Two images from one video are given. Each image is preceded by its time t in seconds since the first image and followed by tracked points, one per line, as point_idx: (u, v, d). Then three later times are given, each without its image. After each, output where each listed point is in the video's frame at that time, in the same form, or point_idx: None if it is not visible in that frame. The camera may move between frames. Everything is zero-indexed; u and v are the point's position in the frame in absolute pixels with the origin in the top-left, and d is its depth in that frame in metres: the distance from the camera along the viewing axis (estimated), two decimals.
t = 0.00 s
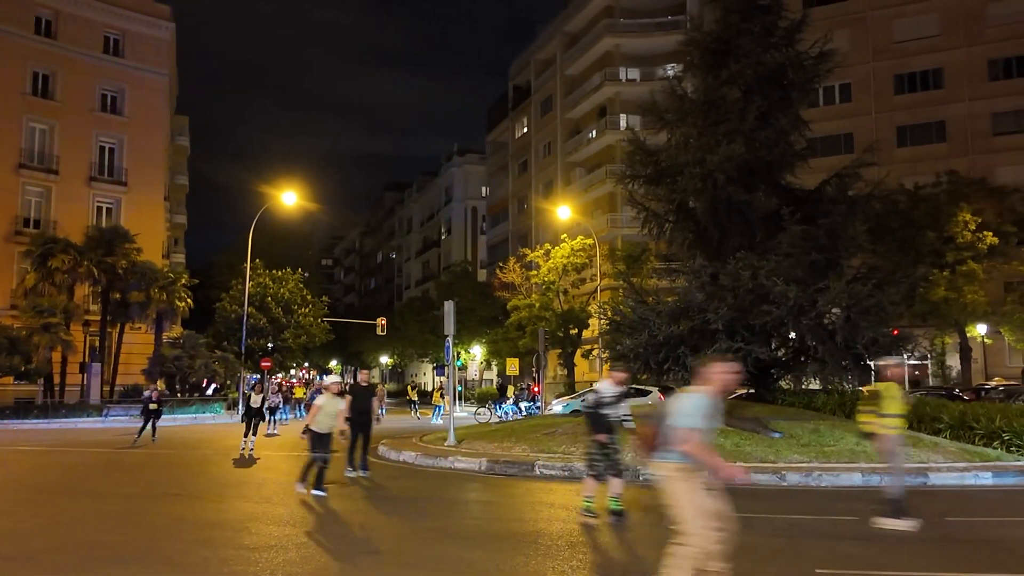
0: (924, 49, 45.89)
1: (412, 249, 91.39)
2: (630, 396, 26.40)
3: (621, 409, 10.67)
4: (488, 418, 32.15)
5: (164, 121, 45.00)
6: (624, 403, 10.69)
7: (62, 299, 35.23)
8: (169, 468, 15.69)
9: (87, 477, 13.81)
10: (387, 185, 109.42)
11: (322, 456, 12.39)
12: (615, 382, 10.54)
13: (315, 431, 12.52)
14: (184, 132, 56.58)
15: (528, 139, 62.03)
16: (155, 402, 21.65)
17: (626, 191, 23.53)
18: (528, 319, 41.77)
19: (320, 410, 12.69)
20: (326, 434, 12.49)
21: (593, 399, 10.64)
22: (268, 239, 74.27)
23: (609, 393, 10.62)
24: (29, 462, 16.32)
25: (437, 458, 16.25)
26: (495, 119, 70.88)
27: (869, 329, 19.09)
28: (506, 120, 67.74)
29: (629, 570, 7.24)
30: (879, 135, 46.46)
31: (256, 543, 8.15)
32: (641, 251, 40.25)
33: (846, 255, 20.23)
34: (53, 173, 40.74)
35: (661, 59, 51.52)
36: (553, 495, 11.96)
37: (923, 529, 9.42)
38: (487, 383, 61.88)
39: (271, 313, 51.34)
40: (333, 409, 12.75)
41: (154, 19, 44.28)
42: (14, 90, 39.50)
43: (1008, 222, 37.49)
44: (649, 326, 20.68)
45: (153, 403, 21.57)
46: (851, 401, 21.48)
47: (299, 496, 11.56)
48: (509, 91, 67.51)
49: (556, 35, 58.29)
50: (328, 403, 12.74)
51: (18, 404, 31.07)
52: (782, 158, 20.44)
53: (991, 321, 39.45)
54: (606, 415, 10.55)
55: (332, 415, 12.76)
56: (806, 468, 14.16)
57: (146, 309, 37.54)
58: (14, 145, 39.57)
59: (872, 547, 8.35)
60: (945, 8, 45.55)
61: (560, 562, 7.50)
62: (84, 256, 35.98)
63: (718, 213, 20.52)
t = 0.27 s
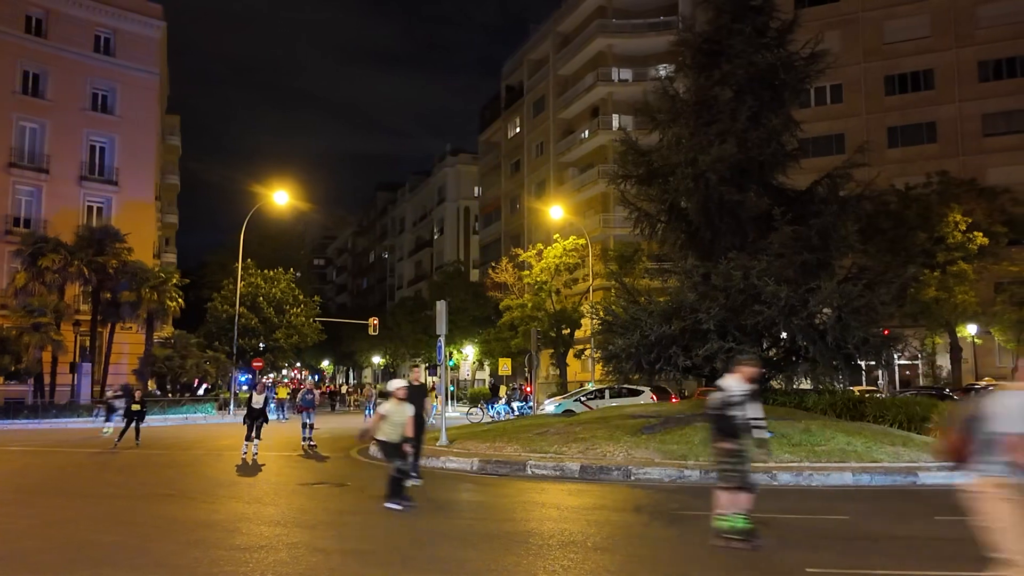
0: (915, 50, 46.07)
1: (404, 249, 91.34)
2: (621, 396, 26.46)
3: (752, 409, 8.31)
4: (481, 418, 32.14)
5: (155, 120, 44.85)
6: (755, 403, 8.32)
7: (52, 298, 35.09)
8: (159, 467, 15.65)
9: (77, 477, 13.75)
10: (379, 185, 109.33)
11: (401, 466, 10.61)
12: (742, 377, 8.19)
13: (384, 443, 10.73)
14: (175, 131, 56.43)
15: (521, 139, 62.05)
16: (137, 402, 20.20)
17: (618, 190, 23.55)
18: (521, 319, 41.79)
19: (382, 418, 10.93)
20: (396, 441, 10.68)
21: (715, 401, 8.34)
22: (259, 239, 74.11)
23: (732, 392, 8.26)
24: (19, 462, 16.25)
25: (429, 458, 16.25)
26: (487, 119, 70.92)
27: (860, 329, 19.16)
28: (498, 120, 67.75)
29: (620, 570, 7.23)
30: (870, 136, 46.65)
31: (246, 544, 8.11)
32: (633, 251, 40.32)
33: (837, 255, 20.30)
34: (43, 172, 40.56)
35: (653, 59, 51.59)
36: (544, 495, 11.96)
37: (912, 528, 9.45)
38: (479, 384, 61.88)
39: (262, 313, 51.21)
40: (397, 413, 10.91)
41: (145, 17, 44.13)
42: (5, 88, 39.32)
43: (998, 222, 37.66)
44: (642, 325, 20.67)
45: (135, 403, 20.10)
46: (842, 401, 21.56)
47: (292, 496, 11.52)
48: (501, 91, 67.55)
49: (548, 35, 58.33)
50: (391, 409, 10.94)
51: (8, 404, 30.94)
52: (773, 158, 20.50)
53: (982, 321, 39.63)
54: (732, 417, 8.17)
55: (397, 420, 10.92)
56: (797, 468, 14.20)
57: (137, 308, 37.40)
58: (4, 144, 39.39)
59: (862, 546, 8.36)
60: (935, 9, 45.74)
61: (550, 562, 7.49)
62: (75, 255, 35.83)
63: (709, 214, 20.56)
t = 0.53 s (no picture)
0: (907, 52, 46.23)
1: (397, 249, 91.22)
2: (614, 396, 26.48)
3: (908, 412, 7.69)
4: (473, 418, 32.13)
5: (147, 119, 44.70)
6: (910, 407, 7.70)
7: (43, 298, 34.95)
8: (150, 467, 15.58)
9: (68, 477, 13.70)
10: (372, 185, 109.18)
11: (472, 474, 9.98)
12: (897, 378, 7.54)
13: (455, 448, 10.08)
14: (167, 130, 56.25)
15: (514, 139, 62.07)
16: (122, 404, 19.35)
17: (611, 191, 23.56)
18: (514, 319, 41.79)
19: (455, 422, 10.27)
20: (468, 448, 10.02)
21: (867, 401, 7.79)
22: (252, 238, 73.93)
23: (886, 392, 7.69)
24: (10, 462, 16.16)
25: (422, 458, 16.23)
26: (481, 119, 70.90)
27: (852, 329, 19.22)
28: (491, 120, 67.73)
29: (612, 570, 7.24)
30: (862, 137, 46.79)
31: (238, 544, 8.09)
32: (626, 252, 40.36)
33: (829, 256, 20.38)
34: (34, 171, 40.39)
35: (647, 60, 51.66)
36: (537, 495, 11.96)
37: (904, 528, 9.47)
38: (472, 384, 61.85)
39: (255, 313, 51.07)
40: (467, 418, 10.25)
41: (137, 16, 44.00)
42: None
43: (990, 223, 37.79)
44: (634, 326, 20.70)
45: (122, 405, 19.26)
46: (834, 401, 21.63)
47: (283, 496, 11.50)
48: (495, 91, 67.55)
49: (542, 35, 58.35)
50: (463, 410, 10.30)
51: None
52: (766, 159, 20.55)
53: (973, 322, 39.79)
54: (886, 422, 7.60)
55: (468, 424, 10.24)
56: (789, 468, 14.22)
57: (128, 308, 37.26)
58: None
59: (854, 546, 8.36)
60: (927, 10, 45.92)
61: (542, 562, 7.49)
62: (66, 254, 35.71)
63: (702, 214, 20.60)
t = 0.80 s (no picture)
0: (901, 52, 46.35)
1: (392, 249, 91.14)
2: (608, 396, 26.51)
3: None
4: (468, 419, 32.16)
5: (140, 119, 44.57)
6: None
7: (36, 297, 34.84)
8: (143, 468, 15.55)
9: (61, 477, 13.66)
10: (366, 185, 109.06)
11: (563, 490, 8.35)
12: None
13: (554, 460, 8.39)
14: (161, 129, 56.12)
15: (508, 139, 62.06)
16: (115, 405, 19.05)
17: (605, 191, 23.56)
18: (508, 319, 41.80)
19: (555, 429, 8.41)
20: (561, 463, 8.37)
21: None
22: (246, 238, 73.79)
23: None
24: (4, 463, 16.13)
25: (416, 458, 16.22)
26: (475, 119, 70.89)
27: (845, 329, 19.26)
28: (486, 120, 67.71)
29: (608, 570, 7.23)
30: (856, 138, 46.91)
31: (231, 545, 8.06)
32: (620, 252, 40.40)
33: (823, 256, 20.42)
34: (27, 170, 40.24)
35: (641, 60, 51.71)
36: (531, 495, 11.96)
37: (898, 528, 9.48)
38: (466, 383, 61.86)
39: (248, 313, 50.96)
40: (571, 430, 8.42)
41: (131, 15, 43.88)
42: None
43: (982, 223, 37.93)
44: (629, 326, 20.70)
45: (115, 407, 19.01)
46: (827, 401, 21.67)
47: (278, 497, 11.51)
48: (489, 91, 67.55)
49: (536, 35, 58.37)
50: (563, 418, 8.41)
51: None
52: (760, 160, 20.58)
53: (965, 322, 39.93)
54: None
55: (569, 435, 8.44)
56: (783, 468, 14.25)
57: (121, 308, 37.15)
58: None
59: (850, 547, 8.36)
60: (921, 11, 46.05)
61: (538, 563, 7.49)
62: (58, 254, 35.60)
63: (696, 215, 20.62)
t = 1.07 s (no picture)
0: (896, 53, 46.45)
1: (387, 249, 91.07)
2: (604, 396, 26.53)
3: None
4: (463, 419, 32.16)
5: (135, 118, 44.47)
6: None
7: (30, 297, 34.74)
8: (138, 468, 15.51)
9: (55, 478, 13.61)
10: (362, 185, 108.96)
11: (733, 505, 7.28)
12: None
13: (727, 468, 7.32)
14: (155, 128, 55.99)
15: (504, 139, 62.07)
16: (116, 406, 18.45)
17: (601, 191, 23.57)
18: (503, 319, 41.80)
19: (727, 433, 7.36)
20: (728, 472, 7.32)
21: None
22: (241, 238, 73.66)
23: None
24: None
25: (412, 458, 16.20)
26: (471, 119, 70.86)
27: (840, 329, 19.29)
28: (482, 120, 67.68)
29: (604, 570, 7.24)
30: (851, 138, 47.01)
31: (226, 545, 8.05)
32: (616, 252, 40.43)
33: (818, 257, 20.47)
34: (21, 170, 40.13)
35: (636, 60, 51.76)
36: (527, 495, 11.97)
37: (893, 528, 9.51)
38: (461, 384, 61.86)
39: (244, 313, 50.86)
40: (745, 434, 7.31)
41: (126, 14, 43.79)
42: None
43: (977, 224, 38.02)
44: (624, 326, 20.72)
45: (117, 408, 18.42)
46: (821, 401, 21.71)
47: (275, 497, 11.51)
48: (485, 91, 67.54)
49: (532, 35, 58.38)
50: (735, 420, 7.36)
51: None
52: (755, 160, 20.61)
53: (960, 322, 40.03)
54: None
55: (742, 440, 7.36)
56: (778, 468, 14.28)
57: (116, 308, 37.06)
58: None
59: (845, 547, 8.37)
60: (916, 12, 46.17)
61: (533, 563, 7.49)
62: (53, 254, 35.51)
63: (692, 215, 20.64)
